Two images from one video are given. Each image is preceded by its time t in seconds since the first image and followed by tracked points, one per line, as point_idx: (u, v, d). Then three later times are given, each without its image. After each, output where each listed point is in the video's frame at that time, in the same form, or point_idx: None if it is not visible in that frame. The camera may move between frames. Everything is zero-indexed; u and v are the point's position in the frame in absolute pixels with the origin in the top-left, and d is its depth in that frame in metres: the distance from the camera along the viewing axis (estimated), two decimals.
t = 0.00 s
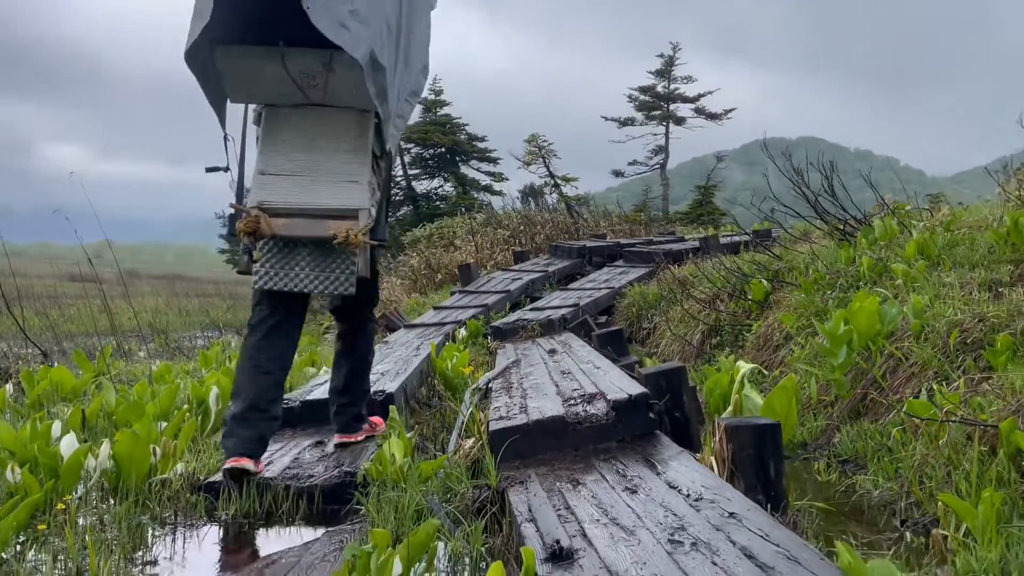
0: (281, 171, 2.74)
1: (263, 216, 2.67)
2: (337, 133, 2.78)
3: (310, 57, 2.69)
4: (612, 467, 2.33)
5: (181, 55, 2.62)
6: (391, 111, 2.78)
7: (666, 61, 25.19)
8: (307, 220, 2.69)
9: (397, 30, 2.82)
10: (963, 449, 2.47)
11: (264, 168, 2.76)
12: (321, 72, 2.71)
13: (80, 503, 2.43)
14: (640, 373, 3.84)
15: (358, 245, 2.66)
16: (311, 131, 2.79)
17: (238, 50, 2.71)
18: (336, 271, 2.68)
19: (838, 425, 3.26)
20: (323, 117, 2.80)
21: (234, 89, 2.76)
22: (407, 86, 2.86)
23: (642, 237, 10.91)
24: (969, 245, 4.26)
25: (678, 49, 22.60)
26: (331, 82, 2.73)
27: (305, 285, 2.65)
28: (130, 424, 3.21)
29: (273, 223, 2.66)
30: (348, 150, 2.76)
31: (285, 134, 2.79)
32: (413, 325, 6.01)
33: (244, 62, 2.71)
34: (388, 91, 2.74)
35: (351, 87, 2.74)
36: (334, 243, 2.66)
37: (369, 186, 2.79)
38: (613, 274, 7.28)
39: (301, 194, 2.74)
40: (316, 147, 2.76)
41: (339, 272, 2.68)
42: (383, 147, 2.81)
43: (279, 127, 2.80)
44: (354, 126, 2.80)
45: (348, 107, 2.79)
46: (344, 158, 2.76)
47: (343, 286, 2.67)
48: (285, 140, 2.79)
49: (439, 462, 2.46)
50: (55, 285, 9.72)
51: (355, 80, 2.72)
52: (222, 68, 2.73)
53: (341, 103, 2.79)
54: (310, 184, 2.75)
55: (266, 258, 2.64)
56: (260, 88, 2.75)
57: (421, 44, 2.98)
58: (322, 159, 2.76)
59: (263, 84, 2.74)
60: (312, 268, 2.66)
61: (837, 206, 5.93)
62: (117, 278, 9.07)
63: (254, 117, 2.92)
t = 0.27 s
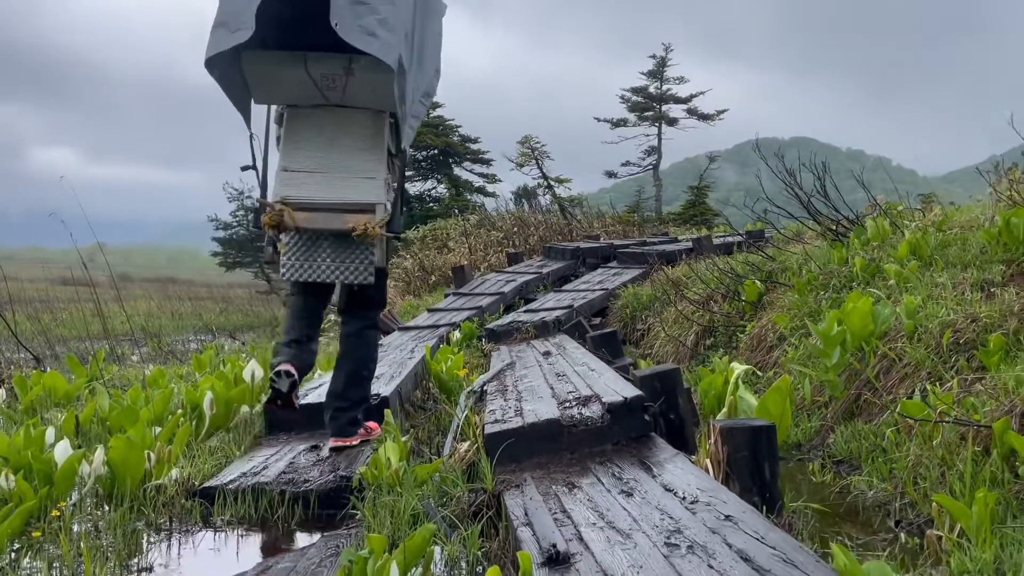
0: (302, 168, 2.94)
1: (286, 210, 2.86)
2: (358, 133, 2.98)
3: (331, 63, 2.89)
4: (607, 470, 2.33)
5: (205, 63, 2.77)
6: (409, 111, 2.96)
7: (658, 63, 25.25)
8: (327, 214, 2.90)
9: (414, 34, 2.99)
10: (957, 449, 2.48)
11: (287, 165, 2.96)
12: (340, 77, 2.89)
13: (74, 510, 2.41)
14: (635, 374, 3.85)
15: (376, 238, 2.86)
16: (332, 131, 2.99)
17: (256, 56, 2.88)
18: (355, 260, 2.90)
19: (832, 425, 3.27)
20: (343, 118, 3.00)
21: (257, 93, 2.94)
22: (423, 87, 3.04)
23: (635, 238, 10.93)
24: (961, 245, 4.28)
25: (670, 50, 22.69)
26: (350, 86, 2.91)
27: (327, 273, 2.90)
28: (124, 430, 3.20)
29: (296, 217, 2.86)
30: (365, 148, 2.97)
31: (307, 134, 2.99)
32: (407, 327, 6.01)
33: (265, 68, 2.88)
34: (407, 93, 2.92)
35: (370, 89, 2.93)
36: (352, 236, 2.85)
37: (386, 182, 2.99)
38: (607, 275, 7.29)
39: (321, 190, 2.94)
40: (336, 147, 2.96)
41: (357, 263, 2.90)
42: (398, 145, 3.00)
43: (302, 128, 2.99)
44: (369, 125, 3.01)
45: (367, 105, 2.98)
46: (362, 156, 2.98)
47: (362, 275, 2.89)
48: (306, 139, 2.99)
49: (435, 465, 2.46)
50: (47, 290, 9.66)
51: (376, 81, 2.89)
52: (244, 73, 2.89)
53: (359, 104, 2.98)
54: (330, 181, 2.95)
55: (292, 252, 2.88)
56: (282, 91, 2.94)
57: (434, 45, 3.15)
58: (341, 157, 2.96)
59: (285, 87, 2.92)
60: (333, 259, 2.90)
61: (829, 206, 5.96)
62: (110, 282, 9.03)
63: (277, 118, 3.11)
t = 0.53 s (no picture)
0: (307, 182, 3.02)
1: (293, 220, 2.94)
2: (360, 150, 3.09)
3: (334, 83, 3.00)
4: (603, 478, 2.33)
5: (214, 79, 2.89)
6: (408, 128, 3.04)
7: (650, 69, 25.36)
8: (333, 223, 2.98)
9: (414, 56, 3.10)
10: (951, 453, 2.50)
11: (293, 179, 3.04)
12: (342, 97, 3.01)
13: (69, 523, 2.40)
14: (630, 381, 3.85)
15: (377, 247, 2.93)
16: (335, 148, 3.09)
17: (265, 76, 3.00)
18: (359, 271, 2.96)
19: (827, 430, 3.29)
20: (346, 136, 3.09)
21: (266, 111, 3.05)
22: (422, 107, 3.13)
23: (628, 244, 10.94)
24: (953, 249, 4.30)
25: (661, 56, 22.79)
26: (353, 105, 3.03)
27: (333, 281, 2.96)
28: (119, 442, 3.18)
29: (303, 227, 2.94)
30: (368, 164, 3.07)
31: (311, 150, 3.08)
32: (402, 335, 6.01)
33: (272, 88, 3.00)
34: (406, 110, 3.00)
35: (372, 109, 3.04)
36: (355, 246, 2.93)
37: (386, 195, 3.10)
38: (600, 282, 7.31)
39: (326, 204, 3.02)
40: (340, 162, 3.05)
41: (361, 274, 2.95)
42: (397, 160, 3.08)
43: (307, 144, 3.09)
44: (371, 141, 3.11)
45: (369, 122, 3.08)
46: (365, 171, 3.07)
47: (365, 283, 2.96)
48: (309, 155, 3.07)
49: (431, 475, 2.46)
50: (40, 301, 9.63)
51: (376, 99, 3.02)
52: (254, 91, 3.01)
53: (361, 122, 3.09)
54: (335, 196, 3.03)
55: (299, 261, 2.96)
56: (287, 109, 3.05)
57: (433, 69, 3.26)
58: (345, 171, 3.05)
59: (291, 106, 3.03)
60: (336, 269, 2.95)
61: (821, 212, 5.99)
62: (103, 292, 9.00)
63: (283, 136, 3.20)
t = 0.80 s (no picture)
0: (300, 191, 3.13)
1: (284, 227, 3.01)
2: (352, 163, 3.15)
3: (324, 97, 3.07)
4: (596, 483, 2.32)
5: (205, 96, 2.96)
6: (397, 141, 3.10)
7: (640, 69, 25.40)
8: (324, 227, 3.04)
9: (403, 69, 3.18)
10: (944, 455, 2.50)
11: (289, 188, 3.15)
12: (332, 109, 3.08)
13: (55, 533, 2.36)
14: (622, 384, 3.84)
15: (367, 253, 3.02)
16: (327, 161, 3.16)
17: (255, 90, 3.05)
18: (350, 272, 3.00)
19: (819, 432, 3.28)
20: (336, 149, 3.16)
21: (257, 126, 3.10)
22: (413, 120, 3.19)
23: (620, 244, 10.93)
24: (943, 249, 4.31)
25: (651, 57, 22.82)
26: (344, 117, 3.09)
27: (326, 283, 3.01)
28: (107, 449, 3.14)
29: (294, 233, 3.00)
30: (358, 172, 3.15)
31: (304, 162, 3.15)
32: (393, 338, 5.98)
33: (262, 101, 3.05)
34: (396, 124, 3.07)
35: (363, 121, 3.10)
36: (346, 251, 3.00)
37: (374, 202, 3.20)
38: (592, 283, 7.30)
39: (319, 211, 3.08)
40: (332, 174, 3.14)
41: (352, 275, 3.00)
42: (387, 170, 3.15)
43: (299, 156, 3.16)
44: (360, 151, 3.19)
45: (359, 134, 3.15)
46: (355, 179, 3.16)
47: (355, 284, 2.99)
48: (303, 165, 3.15)
49: (422, 481, 2.44)
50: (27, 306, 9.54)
51: (367, 113, 3.08)
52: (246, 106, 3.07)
53: (351, 135, 3.15)
54: (327, 203, 3.14)
55: (291, 265, 3.02)
56: (278, 122, 3.10)
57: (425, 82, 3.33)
58: (337, 180, 3.15)
59: (280, 120, 3.08)
60: (327, 271, 3.01)
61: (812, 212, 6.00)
62: (91, 296, 8.93)
63: (276, 145, 3.28)
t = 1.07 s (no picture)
0: (297, 172, 3.27)
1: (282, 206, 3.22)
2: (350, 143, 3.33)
3: (319, 84, 3.21)
4: (589, 479, 2.31)
5: (201, 83, 3.09)
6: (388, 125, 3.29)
7: (631, 68, 25.43)
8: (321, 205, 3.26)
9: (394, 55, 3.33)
10: (935, 450, 2.52)
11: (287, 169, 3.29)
12: (328, 96, 3.25)
13: (45, 532, 2.33)
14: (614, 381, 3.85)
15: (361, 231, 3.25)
16: (321, 144, 3.30)
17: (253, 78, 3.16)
18: (344, 249, 3.24)
19: (811, 428, 3.30)
20: (329, 134, 3.31)
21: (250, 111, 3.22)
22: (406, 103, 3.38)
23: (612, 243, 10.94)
24: (934, 246, 4.34)
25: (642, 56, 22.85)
26: (341, 102, 3.25)
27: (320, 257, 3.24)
28: (97, 448, 3.12)
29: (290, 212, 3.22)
30: (352, 154, 3.31)
31: (301, 147, 3.30)
32: (384, 336, 5.96)
33: (259, 88, 3.17)
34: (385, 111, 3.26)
35: (358, 105, 3.26)
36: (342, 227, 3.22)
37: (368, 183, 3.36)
38: (584, 281, 7.30)
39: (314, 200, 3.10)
40: (328, 160, 3.30)
41: (345, 250, 3.23)
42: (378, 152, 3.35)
43: (296, 142, 3.30)
44: (352, 136, 3.34)
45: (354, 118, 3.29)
46: (349, 160, 3.31)
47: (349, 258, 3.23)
48: (299, 149, 3.31)
49: (415, 478, 2.44)
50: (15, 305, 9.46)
51: (361, 100, 3.25)
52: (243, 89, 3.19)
53: (344, 120, 3.30)
54: (323, 184, 3.28)
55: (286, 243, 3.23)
56: (274, 108, 3.23)
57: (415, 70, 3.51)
58: (331, 163, 3.30)
59: (277, 105, 3.22)
60: (322, 249, 3.24)
61: (803, 209, 6.02)
62: (79, 295, 8.86)
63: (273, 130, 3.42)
